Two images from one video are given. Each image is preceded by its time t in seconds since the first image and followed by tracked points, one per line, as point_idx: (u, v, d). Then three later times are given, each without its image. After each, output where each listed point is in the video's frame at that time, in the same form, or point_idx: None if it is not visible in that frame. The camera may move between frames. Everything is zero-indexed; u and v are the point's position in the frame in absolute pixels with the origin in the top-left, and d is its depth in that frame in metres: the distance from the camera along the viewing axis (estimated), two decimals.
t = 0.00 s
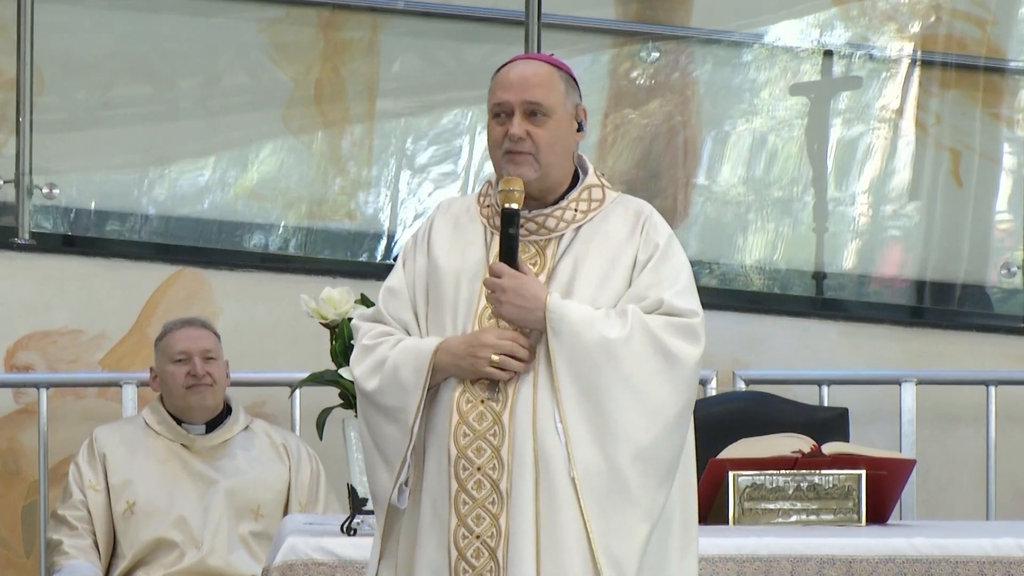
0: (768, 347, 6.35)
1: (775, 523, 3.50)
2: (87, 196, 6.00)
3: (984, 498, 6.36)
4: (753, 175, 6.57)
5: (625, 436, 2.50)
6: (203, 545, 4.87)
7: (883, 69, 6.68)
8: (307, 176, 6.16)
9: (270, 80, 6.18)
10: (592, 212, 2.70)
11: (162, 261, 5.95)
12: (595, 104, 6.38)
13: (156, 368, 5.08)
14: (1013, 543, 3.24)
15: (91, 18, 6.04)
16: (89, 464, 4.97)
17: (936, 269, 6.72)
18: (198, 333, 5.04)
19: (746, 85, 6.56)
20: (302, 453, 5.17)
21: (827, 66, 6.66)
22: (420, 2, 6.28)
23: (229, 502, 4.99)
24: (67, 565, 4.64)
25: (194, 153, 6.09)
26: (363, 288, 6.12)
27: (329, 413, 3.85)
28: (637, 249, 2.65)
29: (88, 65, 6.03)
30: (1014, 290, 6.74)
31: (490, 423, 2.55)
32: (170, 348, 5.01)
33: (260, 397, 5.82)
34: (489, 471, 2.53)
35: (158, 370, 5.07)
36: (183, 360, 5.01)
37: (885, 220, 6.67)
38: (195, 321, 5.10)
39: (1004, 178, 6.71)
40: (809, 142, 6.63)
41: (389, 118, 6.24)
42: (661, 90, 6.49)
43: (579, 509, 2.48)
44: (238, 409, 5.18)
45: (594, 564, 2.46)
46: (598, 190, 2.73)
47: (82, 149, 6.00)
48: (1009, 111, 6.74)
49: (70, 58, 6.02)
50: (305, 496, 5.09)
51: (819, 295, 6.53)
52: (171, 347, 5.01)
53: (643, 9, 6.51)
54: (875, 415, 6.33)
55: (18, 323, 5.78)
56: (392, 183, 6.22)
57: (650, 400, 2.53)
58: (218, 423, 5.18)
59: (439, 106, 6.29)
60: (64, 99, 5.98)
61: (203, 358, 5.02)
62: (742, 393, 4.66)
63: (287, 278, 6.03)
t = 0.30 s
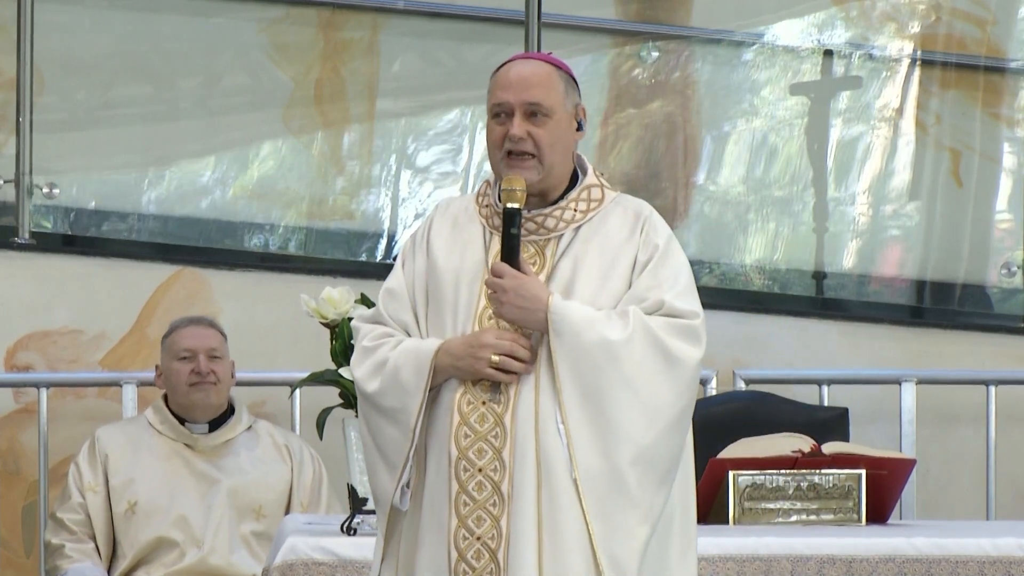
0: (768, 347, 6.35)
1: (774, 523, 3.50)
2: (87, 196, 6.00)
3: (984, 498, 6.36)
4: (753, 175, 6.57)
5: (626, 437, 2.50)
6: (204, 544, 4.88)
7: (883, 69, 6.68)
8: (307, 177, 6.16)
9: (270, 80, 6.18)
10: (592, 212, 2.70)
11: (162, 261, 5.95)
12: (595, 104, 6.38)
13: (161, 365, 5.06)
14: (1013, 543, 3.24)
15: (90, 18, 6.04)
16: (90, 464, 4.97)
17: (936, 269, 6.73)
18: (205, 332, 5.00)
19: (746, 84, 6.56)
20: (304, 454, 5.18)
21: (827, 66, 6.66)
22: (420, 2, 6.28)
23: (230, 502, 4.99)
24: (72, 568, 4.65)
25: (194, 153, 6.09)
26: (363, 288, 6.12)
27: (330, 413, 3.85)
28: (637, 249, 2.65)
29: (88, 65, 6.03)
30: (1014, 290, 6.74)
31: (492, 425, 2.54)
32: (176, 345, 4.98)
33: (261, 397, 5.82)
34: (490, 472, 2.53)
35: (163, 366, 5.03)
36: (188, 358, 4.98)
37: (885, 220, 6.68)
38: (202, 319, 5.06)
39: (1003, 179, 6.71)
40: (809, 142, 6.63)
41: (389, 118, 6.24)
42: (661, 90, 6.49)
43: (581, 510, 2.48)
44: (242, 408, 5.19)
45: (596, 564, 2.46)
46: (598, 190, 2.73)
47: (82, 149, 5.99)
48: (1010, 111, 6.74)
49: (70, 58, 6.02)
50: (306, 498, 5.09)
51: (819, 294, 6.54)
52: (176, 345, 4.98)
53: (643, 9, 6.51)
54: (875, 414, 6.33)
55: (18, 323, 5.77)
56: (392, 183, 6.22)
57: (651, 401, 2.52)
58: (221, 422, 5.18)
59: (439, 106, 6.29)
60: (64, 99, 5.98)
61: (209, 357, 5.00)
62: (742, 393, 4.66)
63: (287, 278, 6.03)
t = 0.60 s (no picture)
0: (768, 347, 6.35)
1: (774, 523, 3.50)
2: (87, 196, 6.00)
3: (984, 498, 6.36)
4: (753, 175, 6.57)
5: (641, 437, 2.47)
6: (203, 543, 4.87)
7: (883, 69, 6.68)
8: (307, 177, 6.16)
9: (270, 80, 6.18)
10: (596, 214, 2.67)
11: (162, 261, 5.95)
12: (595, 104, 6.38)
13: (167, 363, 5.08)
14: (1013, 543, 3.24)
15: (90, 18, 6.05)
16: (90, 464, 4.98)
17: (936, 269, 6.73)
18: (211, 331, 5.02)
19: (747, 84, 6.56)
20: (306, 455, 5.17)
21: (827, 66, 6.66)
22: (419, 2, 6.29)
23: (231, 501, 4.99)
24: (72, 571, 4.66)
25: (194, 153, 6.09)
26: (363, 288, 6.12)
27: (330, 413, 3.85)
28: (644, 250, 2.63)
29: (88, 65, 6.03)
30: (1014, 290, 6.73)
31: (506, 425, 2.51)
32: (183, 343, 4.99)
33: (261, 397, 5.82)
34: (505, 473, 2.49)
35: (169, 363, 5.05)
36: (194, 356, 4.99)
37: (885, 220, 6.67)
38: (210, 320, 5.09)
39: (1003, 179, 6.71)
40: (809, 142, 6.63)
41: (389, 118, 6.24)
42: (661, 91, 6.49)
43: (595, 510, 2.45)
44: (245, 409, 5.19)
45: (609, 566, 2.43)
46: (600, 192, 2.70)
47: (82, 149, 5.99)
48: (1010, 111, 6.74)
49: (70, 59, 6.02)
50: (308, 499, 5.06)
51: (819, 295, 6.54)
52: (183, 342, 4.99)
53: (643, 9, 6.51)
54: (875, 414, 6.33)
55: (18, 323, 5.78)
56: (392, 184, 6.22)
57: (664, 401, 2.50)
58: (224, 422, 5.18)
59: (439, 106, 6.29)
60: (64, 99, 5.98)
61: (215, 356, 5.00)
62: (741, 393, 4.66)
63: (287, 278, 6.04)
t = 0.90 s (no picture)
0: (768, 347, 6.35)
1: (774, 523, 3.49)
2: (87, 196, 5.99)
3: (985, 498, 6.36)
4: (753, 175, 6.57)
5: (670, 433, 2.45)
6: (205, 540, 4.87)
7: (884, 69, 6.68)
8: (307, 177, 6.16)
9: (270, 80, 6.19)
10: (608, 211, 2.66)
11: (162, 261, 5.95)
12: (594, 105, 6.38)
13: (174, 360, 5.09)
14: (1013, 543, 3.23)
15: (91, 18, 6.05)
16: (94, 461, 4.98)
17: (936, 269, 6.72)
18: (220, 330, 5.04)
19: (747, 85, 6.56)
20: (310, 456, 5.16)
21: (827, 66, 6.67)
22: (419, 2, 6.29)
23: (234, 500, 5.00)
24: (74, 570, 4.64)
25: (194, 153, 6.09)
26: (363, 288, 6.11)
27: (330, 413, 3.85)
28: (660, 246, 2.62)
29: (88, 65, 6.03)
30: (1014, 290, 6.73)
31: (539, 421, 2.47)
32: (190, 341, 5.01)
33: (261, 397, 5.83)
34: (540, 469, 2.45)
35: (175, 360, 5.07)
36: (201, 353, 5.01)
37: (885, 220, 6.67)
38: (220, 320, 5.11)
39: (1003, 179, 6.71)
40: (809, 142, 6.63)
41: (389, 118, 6.24)
42: (660, 91, 6.49)
43: (627, 506, 2.42)
44: (249, 408, 5.21)
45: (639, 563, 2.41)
46: (611, 190, 2.69)
47: (82, 149, 5.99)
48: (1009, 111, 6.74)
49: (70, 58, 6.02)
50: (310, 500, 5.04)
51: (819, 294, 6.54)
52: (191, 340, 5.01)
53: (643, 9, 6.52)
54: (875, 414, 6.33)
55: (18, 323, 5.78)
56: (391, 184, 6.22)
57: (689, 398, 2.48)
58: (228, 421, 5.19)
59: (439, 106, 6.30)
60: (64, 99, 5.98)
61: (222, 355, 5.02)
62: (741, 393, 4.66)
63: (287, 278, 6.04)
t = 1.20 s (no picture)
0: (767, 347, 6.35)
1: (774, 523, 3.49)
2: (87, 196, 5.99)
3: (985, 498, 6.36)
4: (753, 175, 6.56)
5: (705, 430, 2.46)
6: (206, 539, 4.87)
7: (884, 69, 6.68)
8: (307, 177, 6.16)
9: (270, 80, 6.19)
10: (629, 210, 2.65)
11: (162, 261, 5.95)
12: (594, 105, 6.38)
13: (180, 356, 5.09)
14: (1013, 543, 3.23)
15: (91, 18, 6.05)
16: (95, 460, 4.98)
17: (936, 269, 6.72)
18: (229, 330, 5.04)
19: (746, 85, 6.56)
20: (311, 456, 5.17)
21: (827, 66, 6.67)
22: (420, 2, 6.30)
23: (235, 500, 5.00)
24: (74, 570, 4.64)
25: (194, 153, 6.09)
26: (363, 287, 6.11)
27: (329, 414, 3.85)
28: (683, 246, 2.64)
29: (88, 65, 6.03)
30: (1014, 290, 6.73)
31: (582, 419, 2.45)
32: (198, 339, 5.02)
33: (261, 397, 5.83)
34: (583, 467, 2.43)
35: (181, 358, 5.07)
36: (208, 352, 5.01)
37: (885, 220, 6.67)
38: (230, 320, 5.11)
39: (1003, 179, 6.72)
40: (809, 142, 6.63)
41: (389, 118, 6.24)
42: (659, 91, 6.49)
43: (666, 503, 2.41)
44: (249, 409, 5.20)
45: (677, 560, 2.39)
46: (630, 188, 2.69)
47: (82, 149, 5.99)
48: (1009, 111, 6.74)
49: (70, 58, 6.02)
50: (311, 501, 5.06)
51: (819, 294, 6.53)
52: (199, 338, 5.02)
53: (643, 9, 6.51)
54: (875, 414, 6.33)
55: (18, 323, 5.78)
56: (391, 184, 6.22)
57: (722, 395, 2.49)
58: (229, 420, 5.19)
59: (439, 106, 6.30)
60: (64, 98, 5.97)
61: (229, 356, 5.03)
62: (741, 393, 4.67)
63: (287, 278, 6.04)
